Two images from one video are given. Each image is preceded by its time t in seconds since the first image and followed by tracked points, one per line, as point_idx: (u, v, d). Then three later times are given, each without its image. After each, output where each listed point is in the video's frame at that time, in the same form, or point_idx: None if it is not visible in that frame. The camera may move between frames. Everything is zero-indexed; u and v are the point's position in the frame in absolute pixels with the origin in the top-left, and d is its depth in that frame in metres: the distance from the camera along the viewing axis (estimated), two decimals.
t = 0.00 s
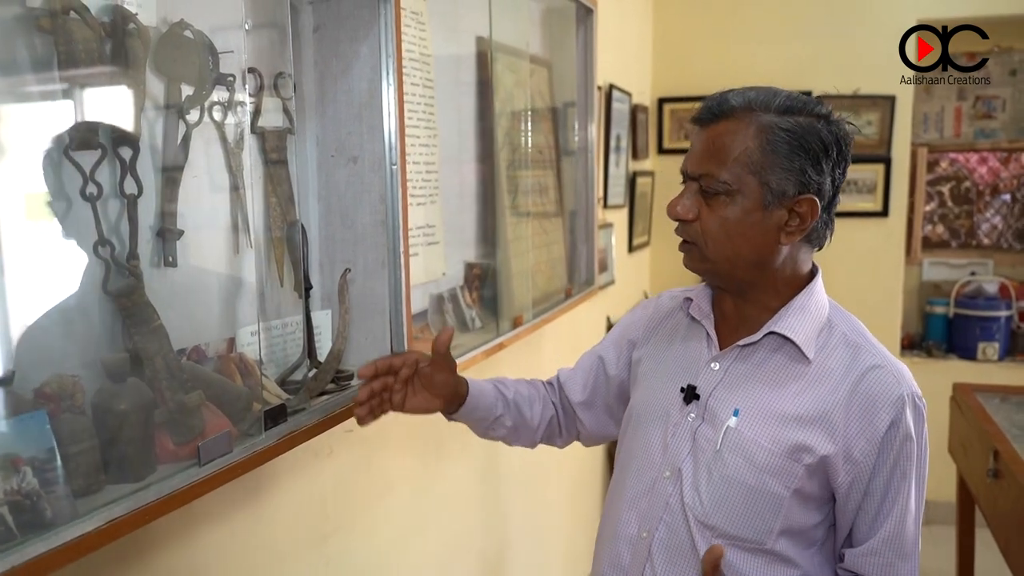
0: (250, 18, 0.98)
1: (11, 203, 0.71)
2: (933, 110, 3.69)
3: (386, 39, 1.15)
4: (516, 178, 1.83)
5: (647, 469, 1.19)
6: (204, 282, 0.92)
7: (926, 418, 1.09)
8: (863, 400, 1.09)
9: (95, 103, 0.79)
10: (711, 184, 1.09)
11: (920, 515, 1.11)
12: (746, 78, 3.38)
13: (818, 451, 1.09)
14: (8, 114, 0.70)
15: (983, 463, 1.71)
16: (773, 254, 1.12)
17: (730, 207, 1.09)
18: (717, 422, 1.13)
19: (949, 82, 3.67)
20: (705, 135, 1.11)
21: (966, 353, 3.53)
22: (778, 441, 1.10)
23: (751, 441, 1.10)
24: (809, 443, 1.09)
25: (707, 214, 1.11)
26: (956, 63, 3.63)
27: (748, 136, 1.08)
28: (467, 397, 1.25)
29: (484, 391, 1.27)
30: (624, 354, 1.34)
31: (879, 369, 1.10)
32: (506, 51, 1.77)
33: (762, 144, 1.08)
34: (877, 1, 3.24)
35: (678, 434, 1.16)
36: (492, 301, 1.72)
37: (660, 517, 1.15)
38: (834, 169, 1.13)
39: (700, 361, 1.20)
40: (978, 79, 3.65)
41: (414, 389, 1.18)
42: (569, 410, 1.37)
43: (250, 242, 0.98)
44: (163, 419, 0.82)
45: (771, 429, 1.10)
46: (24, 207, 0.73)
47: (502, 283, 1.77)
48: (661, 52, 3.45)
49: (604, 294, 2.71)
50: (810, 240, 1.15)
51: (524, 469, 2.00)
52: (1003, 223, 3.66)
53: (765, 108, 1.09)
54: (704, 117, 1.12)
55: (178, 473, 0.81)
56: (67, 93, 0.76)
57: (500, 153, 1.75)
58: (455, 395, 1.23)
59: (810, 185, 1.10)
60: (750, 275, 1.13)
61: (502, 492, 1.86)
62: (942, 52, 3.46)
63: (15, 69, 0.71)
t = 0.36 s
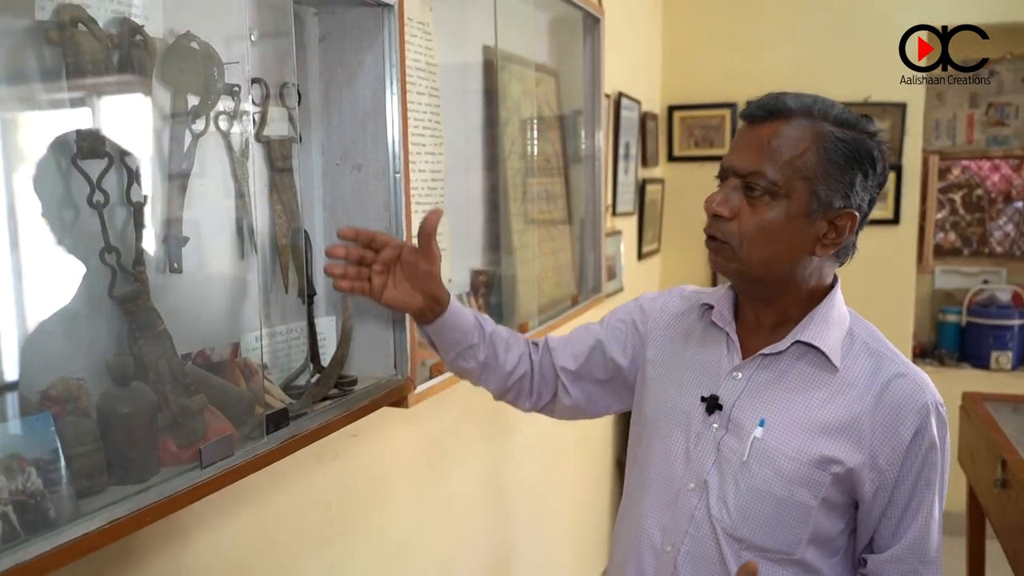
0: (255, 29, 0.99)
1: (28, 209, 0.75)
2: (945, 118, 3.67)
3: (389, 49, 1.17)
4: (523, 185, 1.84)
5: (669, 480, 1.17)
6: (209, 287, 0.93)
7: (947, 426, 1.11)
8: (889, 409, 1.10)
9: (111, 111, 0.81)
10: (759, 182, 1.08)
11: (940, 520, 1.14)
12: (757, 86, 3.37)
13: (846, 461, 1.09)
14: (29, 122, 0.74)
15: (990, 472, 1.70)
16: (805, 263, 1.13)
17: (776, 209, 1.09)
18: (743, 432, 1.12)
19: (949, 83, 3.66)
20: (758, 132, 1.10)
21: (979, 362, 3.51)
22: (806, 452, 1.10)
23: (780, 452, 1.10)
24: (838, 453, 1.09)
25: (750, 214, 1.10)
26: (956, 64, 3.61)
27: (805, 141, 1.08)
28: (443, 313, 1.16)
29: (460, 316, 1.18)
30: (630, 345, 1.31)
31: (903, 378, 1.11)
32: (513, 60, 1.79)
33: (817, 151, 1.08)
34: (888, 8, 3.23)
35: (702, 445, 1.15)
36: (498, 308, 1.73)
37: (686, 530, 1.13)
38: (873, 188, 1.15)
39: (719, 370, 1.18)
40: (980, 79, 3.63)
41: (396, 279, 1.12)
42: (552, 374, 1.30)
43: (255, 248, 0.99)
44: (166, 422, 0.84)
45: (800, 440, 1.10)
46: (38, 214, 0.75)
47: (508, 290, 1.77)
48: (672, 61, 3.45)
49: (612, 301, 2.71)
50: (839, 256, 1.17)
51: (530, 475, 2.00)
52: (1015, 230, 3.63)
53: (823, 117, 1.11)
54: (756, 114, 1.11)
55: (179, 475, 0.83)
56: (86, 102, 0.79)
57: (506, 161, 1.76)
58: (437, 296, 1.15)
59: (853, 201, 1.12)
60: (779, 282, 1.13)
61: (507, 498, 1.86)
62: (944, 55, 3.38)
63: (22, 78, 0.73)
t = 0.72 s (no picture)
0: (261, 38, 1.01)
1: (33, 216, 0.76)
2: (953, 125, 3.66)
3: (393, 59, 1.17)
4: (528, 193, 1.86)
5: (687, 491, 1.14)
6: (214, 292, 0.95)
7: (961, 437, 1.14)
8: (910, 421, 1.11)
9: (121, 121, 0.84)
10: (799, 190, 1.09)
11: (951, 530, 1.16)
12: (764, 94, 3.38)
13: (869, 472, 1.10)
14: (43, 130, 0.76)
15: (995, 479, 1.69)
16: (837, 270, 1.14)
17: (814, 217, 1.10)
18: (767, 443, 1.11)
19: (948, 83, 3.65)
20: (795, 140, 1.10)
21: (988, 369, 3.48)
22: (831, 464, 1.10)
23: (805, 463, 1.10)
24: (861, 464, 1.10)
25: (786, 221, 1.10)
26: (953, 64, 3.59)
27: (843, 150, 1.10)
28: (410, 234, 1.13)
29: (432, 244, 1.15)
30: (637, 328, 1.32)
31: (921, 390, 1.12)
32: (518, 69, 1.80)
33: (852, 161, 1.10)
34: (896, 16, 3.23)
35: (723, 456, 1.13)
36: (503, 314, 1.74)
37: (706, 541, 1.11)
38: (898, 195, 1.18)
39: (739, 379, 1.17)
40: (979, 80, 3.62)
41: (352, 184, 1.09)
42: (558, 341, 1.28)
43: (259, 255, 1.01)
44: (170, 425, 0.85)
45: (824, 452, 1.10)
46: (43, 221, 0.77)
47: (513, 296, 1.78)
48: (679, 68, 3.46)
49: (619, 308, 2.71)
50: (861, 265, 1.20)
51: (534, 481, 2.01)
52: None
53: (856, 126, 1.13)
54: (790, 122, 1.12)
55: (182, 477, 0.84)
56: (101, 111, 0.81)
57: (511, 169, 1.77)
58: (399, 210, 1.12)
59: (881, 210, 1.15)
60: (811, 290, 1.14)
61: (511, 504, 1.87)
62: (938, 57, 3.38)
63: (32, 88, 0.75)
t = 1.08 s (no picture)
0: (250, 36, 1.01)
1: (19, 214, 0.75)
2: (942, 126, 3.68)
3: (383, 58, 1.15)
4: (519, 192, 1.86)
5: (692, 493, 1.14)
6: (204, 290, 0.95)
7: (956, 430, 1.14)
8: (909, 415, 1.11)
9: (114, 120, 0.84)
10: (822, 189, 1.09)
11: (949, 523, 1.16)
12: (755, 94, 3.39)
13: (870, 468, 1.10)
14: (32, 129, 0.76)
15: (982, 477, 1.70)
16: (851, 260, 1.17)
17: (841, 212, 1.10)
18: (771, 441, 1.11)
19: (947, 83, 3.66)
20: (807, 140, 1.10)
21: (976, 368, 3.50)
22: (833, 460, 1.09)
23: (809, 460, 1.09)
24: (863, 460, 1.10)
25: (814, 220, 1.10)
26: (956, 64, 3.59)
27: (852, 143, 1.12)
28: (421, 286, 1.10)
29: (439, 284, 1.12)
30: (640, 333, 1.31)
31: (919, 383, 1.13)
32: (509, 68, 1.80)
33: (859, 151, 1.12)
34: (885, 17, 3.25)
35: (727, 455, 1.12)
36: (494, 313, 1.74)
37: (711, 541, 1.11)
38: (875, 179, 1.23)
39: (741, 379, 1.17)
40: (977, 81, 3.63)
41: (361, 253, 1.03)
42: (567, 360, 1.27)
43: (248, 253, 1.01)
44: (159, 424, 0.85)
45: (827, 448, 1.10)
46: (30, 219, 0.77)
47: (503, 295, 1.78)
48: (670, 68, 3.47)
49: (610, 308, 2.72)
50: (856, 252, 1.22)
51: (525, 480, 2.01)
52: (1013, 238, 3.65)
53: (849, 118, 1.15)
54: (793, 122, 1.11)
55: (172, 476, 0.84)
56: (90, 109, 0.81)
57: (502, 168, 1.77)
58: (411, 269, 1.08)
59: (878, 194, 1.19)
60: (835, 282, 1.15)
61: (502, 503, 1.87)
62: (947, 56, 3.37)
63: (20, 87, 0.75)
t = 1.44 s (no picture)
0: (236, 36, 0.99)
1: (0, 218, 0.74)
2: (918, 118, 3.74)
3: (372, 56, 1.15)
4: (504, 189, 1.86)
5: (699, 491, 1.15)
6: (193, 296, 0.93)
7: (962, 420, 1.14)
8: (914, 408, 1.11)
9: (87, 120, 0.81)
10: (770, 194, 1.09)
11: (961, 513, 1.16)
12: (733, 89, 3.41)
13: (876, 461, 1.10)
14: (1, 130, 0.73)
15: (967, 467, 1.73)
16: (823, 264, 1.14)
17: (787, 217, 1.09)
18: (776, 438, 1.12)
19: (948, 82, 3.70)
20: (761, 145, 1.10)
21: (954, 357, 3.55)
22: (839, 456, 1.10)
23: (814, 457, 1.10)
24: (868, 454, 1.10)
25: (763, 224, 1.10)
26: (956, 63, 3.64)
27: (811, 146, 1.09)
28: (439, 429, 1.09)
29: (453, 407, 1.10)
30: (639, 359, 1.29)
31: (924, 376, 1.12)
32: (493, 65, 1.80)
33: (821, 155, 1.09)
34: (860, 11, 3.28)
35: (733, 453, 1.13)
36: (481, 312, 1.74)
37: (720, 540, 1.12)
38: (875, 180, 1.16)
39: (744, 377, 1.17)
40: (977, 80, 3.68)
41: (382, 425, 1.03)
42: (571, 408, 1.27)
43: (238, 256, 0.99)
44: (153, 432, 0.83)
45: (832, 444, 1.10)
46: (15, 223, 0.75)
47: (491, 294, 1.78)
48: (649, 64, 3.49)
49: (594, 304, 2.72)
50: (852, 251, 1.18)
51: (514, 479, 2.01)
52: (988, 228, 3.70)
53: (822, 118, 1.12)
54: (753, 125, 1.12)
55: (168, 485, 0.83)
56: (58, 110, 0.78)
57: (488, 166, 1.77)
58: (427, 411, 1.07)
59: (860, 196, 1.13)
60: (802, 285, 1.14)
61: (492, 502, 1.86)
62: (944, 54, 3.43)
63: (3, 87, 0.73)
